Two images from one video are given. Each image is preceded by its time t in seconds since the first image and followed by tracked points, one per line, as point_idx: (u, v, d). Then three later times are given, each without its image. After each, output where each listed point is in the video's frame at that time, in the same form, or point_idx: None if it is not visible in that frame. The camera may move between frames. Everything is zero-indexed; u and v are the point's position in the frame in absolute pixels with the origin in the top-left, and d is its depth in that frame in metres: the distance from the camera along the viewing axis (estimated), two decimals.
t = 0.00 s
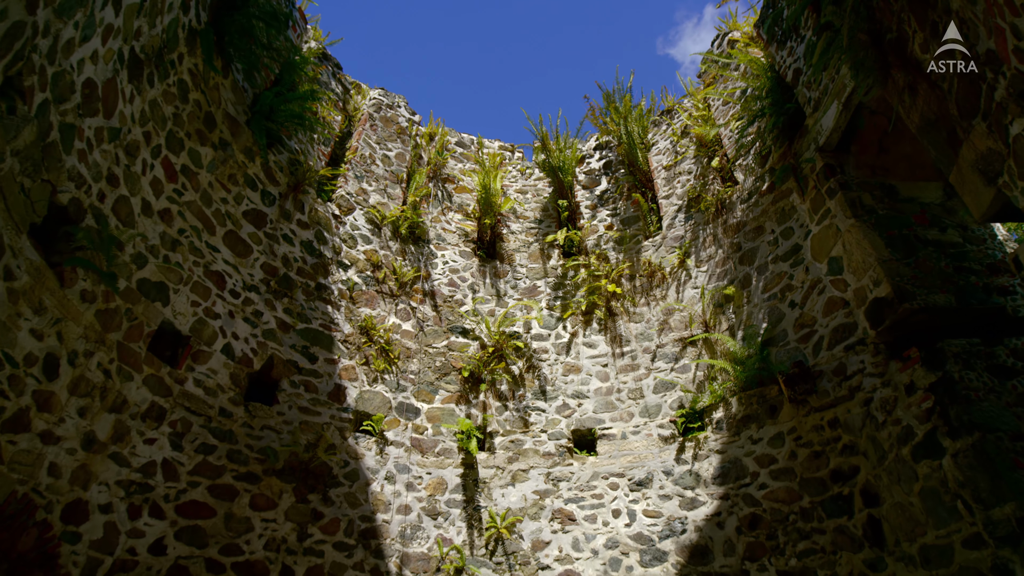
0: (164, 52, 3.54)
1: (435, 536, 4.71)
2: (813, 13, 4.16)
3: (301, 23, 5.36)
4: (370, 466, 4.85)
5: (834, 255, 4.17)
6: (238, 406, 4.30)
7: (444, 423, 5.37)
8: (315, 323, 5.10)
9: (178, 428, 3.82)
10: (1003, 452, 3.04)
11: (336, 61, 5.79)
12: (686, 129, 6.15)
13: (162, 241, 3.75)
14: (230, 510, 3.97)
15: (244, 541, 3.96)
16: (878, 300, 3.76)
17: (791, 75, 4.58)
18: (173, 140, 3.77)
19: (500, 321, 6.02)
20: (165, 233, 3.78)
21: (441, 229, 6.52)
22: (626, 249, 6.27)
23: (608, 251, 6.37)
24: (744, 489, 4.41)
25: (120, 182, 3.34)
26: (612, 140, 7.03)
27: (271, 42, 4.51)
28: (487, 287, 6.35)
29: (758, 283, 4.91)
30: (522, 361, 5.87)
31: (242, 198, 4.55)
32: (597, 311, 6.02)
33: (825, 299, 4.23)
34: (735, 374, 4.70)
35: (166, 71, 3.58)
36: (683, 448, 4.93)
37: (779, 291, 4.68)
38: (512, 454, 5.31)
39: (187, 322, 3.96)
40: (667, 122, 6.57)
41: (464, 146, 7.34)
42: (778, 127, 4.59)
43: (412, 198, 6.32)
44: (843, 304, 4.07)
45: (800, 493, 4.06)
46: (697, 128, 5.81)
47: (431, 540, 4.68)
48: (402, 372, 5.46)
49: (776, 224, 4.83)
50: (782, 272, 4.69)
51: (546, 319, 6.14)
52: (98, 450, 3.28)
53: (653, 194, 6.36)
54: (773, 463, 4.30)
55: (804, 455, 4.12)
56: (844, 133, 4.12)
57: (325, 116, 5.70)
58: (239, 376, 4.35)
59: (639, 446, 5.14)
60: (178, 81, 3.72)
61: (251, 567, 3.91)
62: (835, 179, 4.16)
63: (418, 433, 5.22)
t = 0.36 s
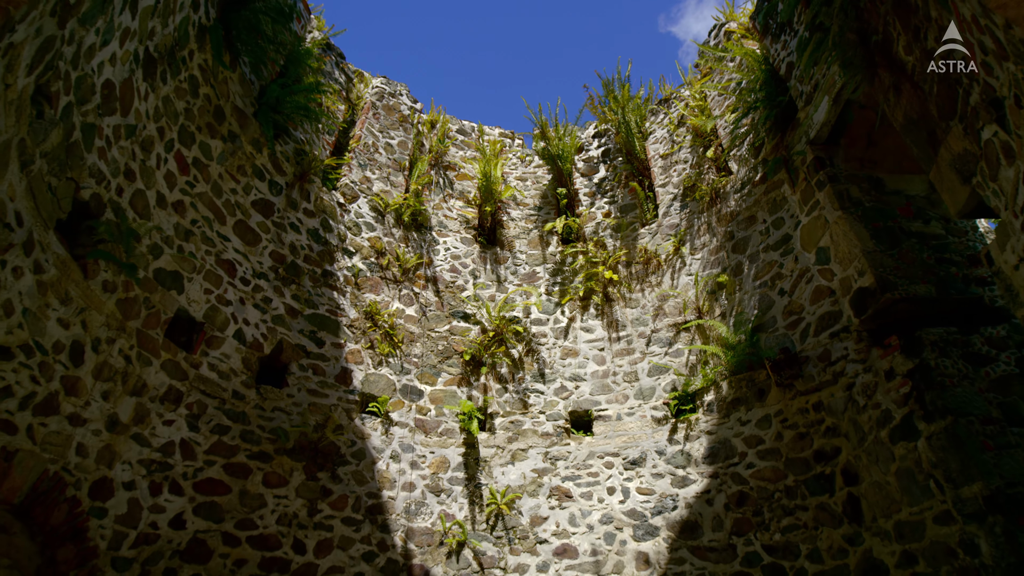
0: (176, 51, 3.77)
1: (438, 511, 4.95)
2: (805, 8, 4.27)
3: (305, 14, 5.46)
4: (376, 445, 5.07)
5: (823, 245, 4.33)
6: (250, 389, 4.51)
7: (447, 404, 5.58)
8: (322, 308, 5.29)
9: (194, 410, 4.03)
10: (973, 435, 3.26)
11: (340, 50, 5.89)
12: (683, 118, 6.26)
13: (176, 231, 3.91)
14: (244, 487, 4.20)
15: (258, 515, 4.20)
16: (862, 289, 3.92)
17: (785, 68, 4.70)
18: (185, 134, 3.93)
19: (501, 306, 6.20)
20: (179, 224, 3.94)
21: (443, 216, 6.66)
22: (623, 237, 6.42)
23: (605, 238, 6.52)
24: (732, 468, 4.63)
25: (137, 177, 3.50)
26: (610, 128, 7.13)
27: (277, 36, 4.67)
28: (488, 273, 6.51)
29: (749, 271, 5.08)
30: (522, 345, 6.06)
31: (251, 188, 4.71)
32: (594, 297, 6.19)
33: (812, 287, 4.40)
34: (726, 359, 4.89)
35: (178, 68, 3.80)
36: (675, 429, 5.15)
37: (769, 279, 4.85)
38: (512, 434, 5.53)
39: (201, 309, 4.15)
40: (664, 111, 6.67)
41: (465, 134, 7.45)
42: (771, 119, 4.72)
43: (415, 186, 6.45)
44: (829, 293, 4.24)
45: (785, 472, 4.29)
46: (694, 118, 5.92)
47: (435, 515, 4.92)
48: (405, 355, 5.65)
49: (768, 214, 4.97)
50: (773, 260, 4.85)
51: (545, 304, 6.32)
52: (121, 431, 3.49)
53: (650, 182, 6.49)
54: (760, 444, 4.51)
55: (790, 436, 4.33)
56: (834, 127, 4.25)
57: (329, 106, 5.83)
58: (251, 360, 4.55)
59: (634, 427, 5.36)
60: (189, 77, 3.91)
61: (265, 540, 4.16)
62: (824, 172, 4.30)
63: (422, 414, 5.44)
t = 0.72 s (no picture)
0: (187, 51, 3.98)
1: (441, 490, 5.20)
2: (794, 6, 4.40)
3: (309, 8, 5.58)
4: (381, 427, 5.30)
5: (810, 237, 4.50)
6: (261, 374, 4.72)
7: (448, 387, 5.79)
8: (328, 296, 5.48)
9: (209, 395, 4.25)
10: (944, 419, 3.48)
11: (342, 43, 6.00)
12: (679, 109, 6.38)
13: (189, 224, 4.09)
14: (257, 467, 4.44)
15: (270, 494, 4.44)
16: (845, 281, 4.11)
17: (777, 63, 4.83)
18: (196, 131, 4.12)
19: (500, 294, 6.39)
20: (192, 218, 4.12)
21: (444, 205, 6.82)
22: (619, 226, 6.58)
23: (602, 227, 6.68)
24: (720, 449, 4.87)
25: (152, 173, 3.70)
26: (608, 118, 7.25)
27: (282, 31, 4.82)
28: (487, 261, 6.68)
29: (740, 261, 5.25)
30: (520, 331, 6.26)
31: (259, 181, 4.88)
32: (591, 284, 6.37)
33: (799, 278, 4.58)
34: (716, 345, 5.10)
35: (188, 67, 4.00)
36: (667, 412, 5.37)
37: (759, 268, 5.03)
38: (511, 416, 5.76)
39: (213, 298, 4.34)
40: (661, 102, 6.80)
41: (465, 123, 7.57)
42: (761, 114, 4.88)
43: (416, 175, 6.59)
44: (814, 283, 4.42)
45: (770, 453, 4.53)
46: (689, 110, 6.06)
47: (437, 493, 5.16)
48: (408, 341, 5.85)
49: (758, 206, 5.14)
50: (762, 251, 5.03)
51: (543, 292, 6.50)
52: (142, 414, 3.70)
53: (646, 173, 6.64)
54: (747, 426, 4.75)
55: (775, 419, 4.57)
56: (822, 123, 4.39)
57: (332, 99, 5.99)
58: (261, 346, 4.76)
59: (627, 410, 5.59)
60: (200, 75, 4.11)
61: (278, 516, 4.41)
62: (812, 166, 4.46)
63: (425, 397, 5.66)
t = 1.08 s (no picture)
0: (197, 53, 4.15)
1: (443, 472, 5.43)
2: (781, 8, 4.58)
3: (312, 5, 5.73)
4: (386, 412, 5.52)
5: (797, 231, 4.68)
6: (271, 362, 4.94)
7: (450, 374, 6.01)
8: (334, 287, 5.68)
9: (222, 381, 4.47)
10: (919, 405, 3.69)
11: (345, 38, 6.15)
12: (674, 103, 6.53)
13: (201, 220, 4.29)
14: (268, 450, 4.67)
15: (281, 475, 4.68)
16: (829, 273, 4.30)
17: (767, 61, 4.99)
18: (208, 129, 4.33)
19: (500, 283, 6.58)
20: (204, 213, 4.31)
21: (445, 197, 6.98)
22: (616, 218, 6.75)
23: (599, 219, 6.85)
24: (710, 433, 5.10)
25: (167, 172, 3.90)
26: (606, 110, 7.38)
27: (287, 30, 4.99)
28: (487, 251, 6.85)
29: (731, 253, 5.44)
30: (519, 319, 6.45)
31: (266, 176, 5.08)
32: (588, 275, 6.56)
33: (786, 270, 4.78)
34: (707, 334, 5.32)
35: (199, 68, 4.18)
36: (660, 397, 5.60)
37: (749, 260, 5.23)
38: (511, 402, 5.98)
39: (225, 290, 4.55)
40: (656, 96, 6.95)
41: (466, 116, 7.70)
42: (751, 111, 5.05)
43: (418, 168, 6.75)
44: (801, 275, 4.62)
45: (757, 437, 4.76)
46: (683, 105, 6.21)
47: (440, 475, 5.40)
48: (411, 330, 6.06)
49: (749, 200, 5.32)
50: (752, 243, 5.21)
51: (541, 282, 6.69)
52: (161, 400, 3.92)
53: (642, 165, 6.81)
54: (735, 412, 4.98)
55: (762, 405, 4.80)
56: (810, 121, 4.55)
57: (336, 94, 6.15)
58: (271, 335, 4.97)
59: (622, 396, 5.81)
60: (209, 76, 4.29)
61: (289, 497, 4.65)
62: (800, 162, 4.63)
63: (427, 383, 5.87)
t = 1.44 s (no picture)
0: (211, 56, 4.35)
1: (447, 456, 5.67)
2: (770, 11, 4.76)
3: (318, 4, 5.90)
4: (391, 400, 5.74)
5: (787, 227, 4.87)
6: (282, 352, 5.16)
7: (453, 363, 6.22)
8: (341, 279, 5.89)
9: (236, 370, 4.70)
10: (897, 394, 3.90)
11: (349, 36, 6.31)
12: (670, 99, 6.69)
13: (215, 216, 4.49)
14: (280, 435, 4.90)
15: (293, 460, 4.92)
16: (816, 268, 4.49)
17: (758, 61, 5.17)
18: (221, 129, 4.56)
19: (500, 275, 6.77)
20: (217, 210, 4.52)
21: (447, 191, 7.16)
22: (613, 212, 6.92)
23: (597, 212, 7.02)
24: (702, 420, 5.33)
25: (184, 171, 4.11)
26: (604, 106, 7.54)
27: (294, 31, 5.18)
28: (489, 244, 7.04)
29: (724, 247, 5.63)
30: (519, 310, 6.65)
31: (276, 172, 5.29)
32: (586, 267, 6.75)
33: (776, 264, 4.97)
34: (700, 324, 5.53)
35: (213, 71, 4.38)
36: (654, 385, 5.82)
37: (740, 254, 5.42)
38: (511, 389, 6.20)
39: (238, 283, 4.76)
40: (654, 92, 7.11)
41: (467, 111, 7.85)
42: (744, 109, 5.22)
43: (421, 162, 6.92)
44: (789, 269, 4.81)
45: (747, 424, 4.99)
46: (679, 101, 6.38)
47: (443, 460, 5.64)
48: (415, 320, 6.26)
49: (741, 195, 5.51)
50: (744, 238, 5.41)
51: (541, 274, 6.88)
52: (180, 388, 4.15)
53: (639, 160, 6.99)
54: (726, 399, 5.20)
55: (752, 393, 5.03)
56: (800, 120, 4.72)
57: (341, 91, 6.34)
58: (281, 326, 5.18)
59: (618, 384, 6.03)
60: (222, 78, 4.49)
61: (300, 480, 4.89)
62: (789, 160, 4.81)
63: (431, 372, 6.10)
